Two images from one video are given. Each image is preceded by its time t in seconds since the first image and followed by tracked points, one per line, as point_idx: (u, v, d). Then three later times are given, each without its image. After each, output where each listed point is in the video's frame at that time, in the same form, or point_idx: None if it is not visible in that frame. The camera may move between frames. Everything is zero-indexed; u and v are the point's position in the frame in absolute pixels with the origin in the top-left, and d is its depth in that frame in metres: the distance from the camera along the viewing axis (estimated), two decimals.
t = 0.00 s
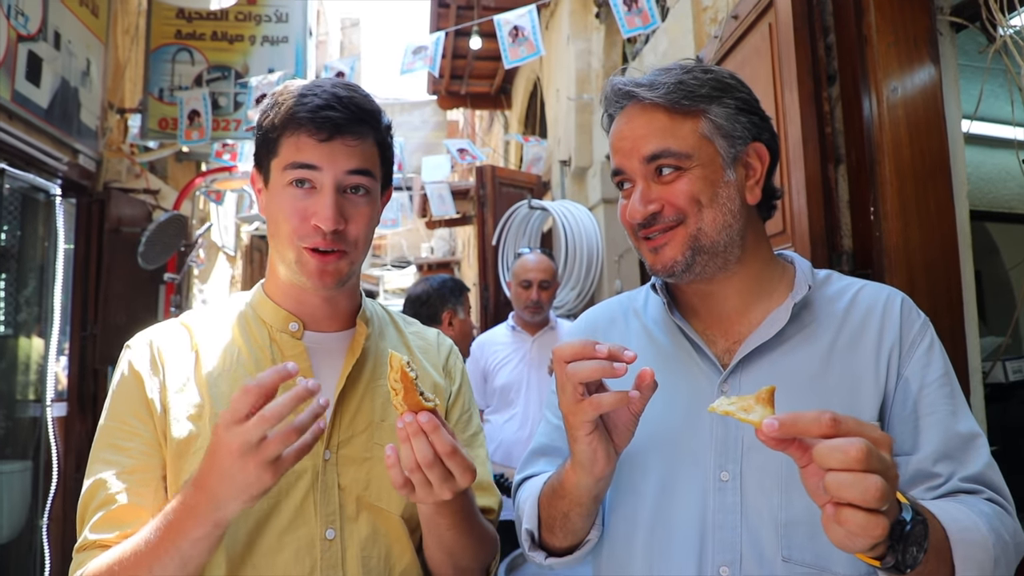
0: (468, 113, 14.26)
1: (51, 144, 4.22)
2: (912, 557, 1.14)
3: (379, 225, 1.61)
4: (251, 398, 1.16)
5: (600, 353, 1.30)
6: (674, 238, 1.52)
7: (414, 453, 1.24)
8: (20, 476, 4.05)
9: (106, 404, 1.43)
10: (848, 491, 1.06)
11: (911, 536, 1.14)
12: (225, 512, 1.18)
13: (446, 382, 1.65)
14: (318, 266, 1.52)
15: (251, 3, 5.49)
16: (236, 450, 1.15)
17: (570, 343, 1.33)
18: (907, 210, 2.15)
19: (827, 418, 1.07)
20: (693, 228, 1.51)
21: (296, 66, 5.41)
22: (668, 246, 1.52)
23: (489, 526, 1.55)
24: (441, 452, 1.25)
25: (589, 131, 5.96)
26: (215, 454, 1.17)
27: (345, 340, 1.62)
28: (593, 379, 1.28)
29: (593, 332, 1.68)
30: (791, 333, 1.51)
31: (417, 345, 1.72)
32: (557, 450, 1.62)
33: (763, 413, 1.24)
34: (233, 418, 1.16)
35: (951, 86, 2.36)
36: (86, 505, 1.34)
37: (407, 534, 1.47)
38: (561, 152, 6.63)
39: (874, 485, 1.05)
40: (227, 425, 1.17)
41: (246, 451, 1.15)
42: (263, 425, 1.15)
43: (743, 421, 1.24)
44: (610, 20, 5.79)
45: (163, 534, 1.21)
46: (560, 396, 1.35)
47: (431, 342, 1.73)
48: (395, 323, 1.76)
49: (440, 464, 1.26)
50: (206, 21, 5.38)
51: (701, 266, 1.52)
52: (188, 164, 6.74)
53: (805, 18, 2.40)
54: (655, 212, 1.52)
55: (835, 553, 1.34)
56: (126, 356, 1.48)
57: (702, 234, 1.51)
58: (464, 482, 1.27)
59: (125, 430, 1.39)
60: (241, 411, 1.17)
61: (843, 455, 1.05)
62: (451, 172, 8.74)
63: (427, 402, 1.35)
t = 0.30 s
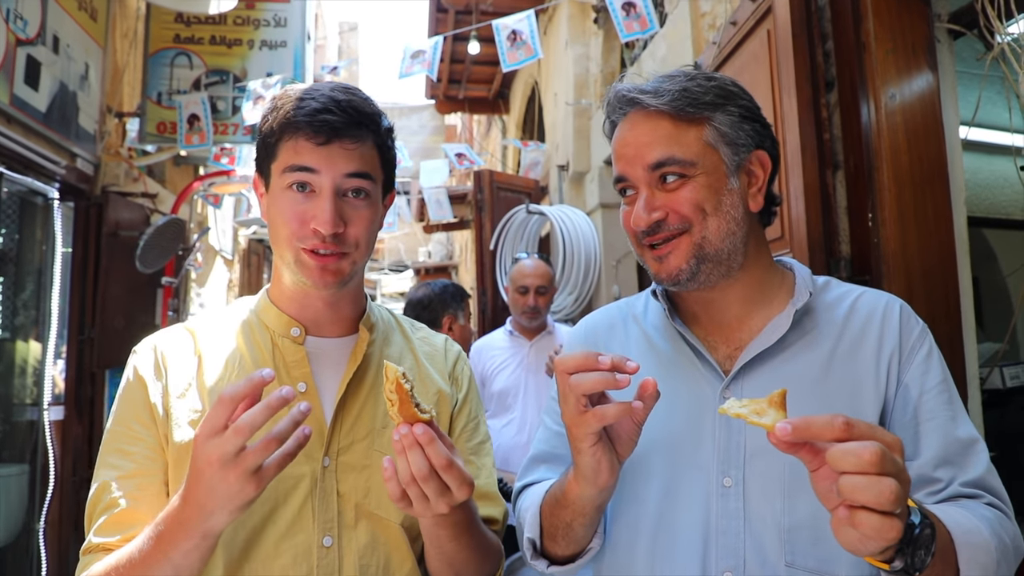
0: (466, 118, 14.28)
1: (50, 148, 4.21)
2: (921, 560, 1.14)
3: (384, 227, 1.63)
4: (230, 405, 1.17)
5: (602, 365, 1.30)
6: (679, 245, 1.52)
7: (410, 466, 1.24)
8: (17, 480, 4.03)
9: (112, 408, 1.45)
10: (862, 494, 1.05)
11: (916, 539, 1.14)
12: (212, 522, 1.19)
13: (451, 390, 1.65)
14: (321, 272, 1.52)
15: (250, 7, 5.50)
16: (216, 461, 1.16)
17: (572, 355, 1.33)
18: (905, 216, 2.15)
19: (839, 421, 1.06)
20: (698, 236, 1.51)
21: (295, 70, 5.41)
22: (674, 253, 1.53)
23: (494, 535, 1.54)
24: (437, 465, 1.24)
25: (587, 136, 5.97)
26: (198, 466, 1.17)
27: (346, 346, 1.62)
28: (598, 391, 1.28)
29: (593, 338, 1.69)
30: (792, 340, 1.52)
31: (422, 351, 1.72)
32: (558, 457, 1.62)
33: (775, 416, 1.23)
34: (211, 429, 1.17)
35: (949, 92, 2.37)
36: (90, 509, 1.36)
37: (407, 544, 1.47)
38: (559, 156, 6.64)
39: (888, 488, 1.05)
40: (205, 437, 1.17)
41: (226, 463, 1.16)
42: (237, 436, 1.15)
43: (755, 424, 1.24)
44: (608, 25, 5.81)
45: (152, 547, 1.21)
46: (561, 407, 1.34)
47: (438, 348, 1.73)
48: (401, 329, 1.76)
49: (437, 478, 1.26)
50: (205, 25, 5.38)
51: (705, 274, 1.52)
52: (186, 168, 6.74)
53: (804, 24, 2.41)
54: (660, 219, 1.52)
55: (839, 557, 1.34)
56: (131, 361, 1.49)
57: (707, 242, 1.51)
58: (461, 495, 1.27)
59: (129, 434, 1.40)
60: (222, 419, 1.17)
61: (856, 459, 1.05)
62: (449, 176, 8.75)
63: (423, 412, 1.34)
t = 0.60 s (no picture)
0: (467, 120, 14.29)
1: (53, 149, 4.22)
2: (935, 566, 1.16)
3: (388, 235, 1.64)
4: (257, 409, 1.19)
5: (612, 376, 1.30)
6: (679, 253, 1.53)
7: (415, 474, 1.24)
8: (16, 480, 4.04)
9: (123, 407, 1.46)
10: (883, 502, 1.06)
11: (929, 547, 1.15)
12: (221, 521, 1.19)
13: (459, 394, 1.64)
14: (322, 283, 1.53)
15: (252, 10, 5.51)
16: (231, 461, 1.16)
17: (581, 365, 1.33)
18: (906, 222, 2.16)
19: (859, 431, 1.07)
20: (702, 247, 1.52)
21: (296, 73, 5.42)
22: (677, 258, 1.53)
23: (499, 540, 1.54)
24: (442, 474, 1.25)
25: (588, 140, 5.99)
26: (212, 463, 1.18)
27: (356, 350, 1.62)
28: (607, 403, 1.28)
29: (597, 343, 1.69)
30: (797, 346, 1.52)
31: (431, 355, 1.72)
32: (562, 463, 1.63)
33: (793, 424, 1.24)
34: (233, 428, 1.19)
35: (950, 98, 2.37)
36: (101, 507, 1.36)
37: (416, 547, 1.47)
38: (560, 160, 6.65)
39: (909, 496, 1.06)
40: (225, 435, 1.18)
41: (239, 463, 1.17)
42: (261, 435, 1.16)
43: (773, 431, 1.25)
44: (610, 30, 5.83)
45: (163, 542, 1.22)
46: (570, 417, 1.35)
47: (446, 352, 1.73)
48: (409, 333, 1.76)
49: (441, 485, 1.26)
50: (207, 28, 5.39)
51: (709, 279, 1.53)
52: (187, 170, 6.75)
53: (806, 29, 2.42)
54: (667, 226, 1.53)
55: (846, 563, 1.35)
56: (142, 362, 1.50)
57: (711, 252, 1.52)
58: (466, 504, 1.27)
59: (140, 434, 1.41)
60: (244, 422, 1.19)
61: (878, 467, 1.05)
62: (450, 179, 8.75)
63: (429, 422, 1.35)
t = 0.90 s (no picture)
0: (467, 123, 14.31)
1: (53, 150, 4.22)
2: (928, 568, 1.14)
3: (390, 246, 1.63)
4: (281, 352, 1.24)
5: (610, 381, 1.30)
6: (682, 251, 1.53)
7: (400, 443, 1.24)
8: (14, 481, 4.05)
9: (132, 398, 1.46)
10: (873, 502, 1.06)
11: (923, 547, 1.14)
12: (230, 468, 1.20)
13: (463, 393, 1.64)
14: (324, 288, 1.53)
15: (253, 12, 5.52)
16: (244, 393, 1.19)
17: (580, 370, 1.33)
18: (905, 226, 2.16)
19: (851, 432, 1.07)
20: (706, 246, 1.52)
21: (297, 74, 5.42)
22: (678, 257, 1.53)
23: (507, 538, 1.52)
24: (427, 443, 1.25)
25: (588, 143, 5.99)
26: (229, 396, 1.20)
27: (362, 353, 1.62)
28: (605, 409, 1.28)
29: (599, 346, 1.69)
30: (797, 350, 1.52)
31: (436, 356, 1.71)
32: (563, 465, 1.63)
33: (786, 425, 1.24)
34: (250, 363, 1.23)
35: (949, 103, 2.37)
36: (108, 497, 1.36)
37: (421, 550, 1.47)
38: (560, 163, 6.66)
39: (899, 496, 1.05)
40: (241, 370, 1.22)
41: (252, 396, 1.19)
42: (279, 365, 1.20)
43: (765, 431, 1.25)
44: (610, 33, 5.84)
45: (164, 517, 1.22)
46: (567, 423, 1.35)
47: (451, 354, 1.72)
48: (415, 335, 1.75)
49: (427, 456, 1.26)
50: (208, 29, 5.39)
51: (711, 280, 1.53)
52: (187, 171, 6.75)
53: (806, 34, 2.42)
54: (672, 226, 1.53)
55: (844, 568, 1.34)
56: (151, 357, 1.51)
57: (714, 250, 1.51)
58: (454, 474, 1.27)
59: (152, 425, 1.41)
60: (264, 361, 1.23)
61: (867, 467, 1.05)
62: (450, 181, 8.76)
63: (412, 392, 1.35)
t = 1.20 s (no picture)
0: (466, 126, 14.34)
1: (53, 152, 4.22)
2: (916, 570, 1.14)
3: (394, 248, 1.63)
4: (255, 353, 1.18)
5: (610, 393, 1.29)
6: (689, 262, 1.53)
7: (416, 446, 1.24)
8: (14, 483, 4.05)
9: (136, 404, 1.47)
10: (854, 501, 1.06)
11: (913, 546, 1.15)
12: (218, 490, 1.18)
13: (467, 395, 1.64)
14: (324, 292, 1.53)
15: (253, 15, 5.51)
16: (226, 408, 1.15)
17: (578, 383, 1.32)
18: (904, 229, 2.17)
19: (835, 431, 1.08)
20: (711, 255, 1.52)
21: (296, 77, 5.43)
22: (686, 267, 1.53)
23: (510, 546, 1.51)
24: (444, 445, 1.24)
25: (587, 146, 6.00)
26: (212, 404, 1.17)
27: (367, 358, 1.62)
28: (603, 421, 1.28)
29: (600, 348, 1.69)
30: (798, 353, 1.52)
31: (442, 359, 1.71)
32: (564, 467, 1.63)
33: (772, 423, 1.25)
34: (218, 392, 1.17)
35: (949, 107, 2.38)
36: (115, 504, 1.37)
37: (425, 554, 1.47)
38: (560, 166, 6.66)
39: (879, 495, 1.05)
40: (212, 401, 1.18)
41: (226, 424, 1.15)
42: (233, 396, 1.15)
43: (752, 430, 1.25)
44: (610, 36, 5.86)
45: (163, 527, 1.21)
46: (567, 434, 1.35)
47: (457, 357, 1.71)
48: (420, 337, 1.75)
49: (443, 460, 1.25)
50: (208, 32, 5.41)
51: (718, 292, 1.53)
52: (187, 173, 6.75)
53: (805, 37, 2.43)
54: (677, 231, 1.53)
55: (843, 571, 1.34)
56: (154, 360, 1.51)
57: (719, 260, 1.52)
58: (468, 478, 1.25)
59: (156, 432, 1.42)
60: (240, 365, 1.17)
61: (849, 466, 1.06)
62: (450, 184, 8.77)
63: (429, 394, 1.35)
